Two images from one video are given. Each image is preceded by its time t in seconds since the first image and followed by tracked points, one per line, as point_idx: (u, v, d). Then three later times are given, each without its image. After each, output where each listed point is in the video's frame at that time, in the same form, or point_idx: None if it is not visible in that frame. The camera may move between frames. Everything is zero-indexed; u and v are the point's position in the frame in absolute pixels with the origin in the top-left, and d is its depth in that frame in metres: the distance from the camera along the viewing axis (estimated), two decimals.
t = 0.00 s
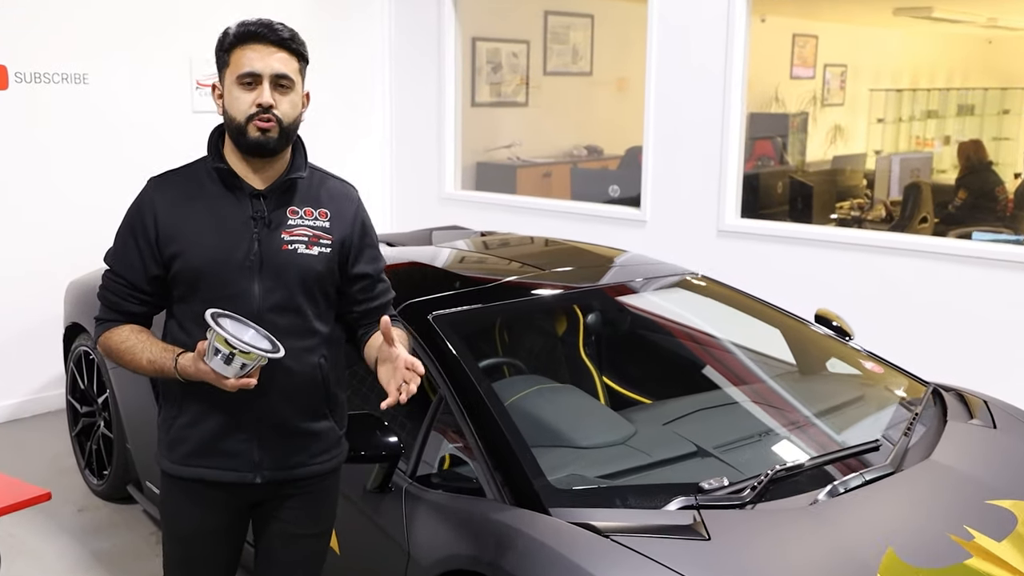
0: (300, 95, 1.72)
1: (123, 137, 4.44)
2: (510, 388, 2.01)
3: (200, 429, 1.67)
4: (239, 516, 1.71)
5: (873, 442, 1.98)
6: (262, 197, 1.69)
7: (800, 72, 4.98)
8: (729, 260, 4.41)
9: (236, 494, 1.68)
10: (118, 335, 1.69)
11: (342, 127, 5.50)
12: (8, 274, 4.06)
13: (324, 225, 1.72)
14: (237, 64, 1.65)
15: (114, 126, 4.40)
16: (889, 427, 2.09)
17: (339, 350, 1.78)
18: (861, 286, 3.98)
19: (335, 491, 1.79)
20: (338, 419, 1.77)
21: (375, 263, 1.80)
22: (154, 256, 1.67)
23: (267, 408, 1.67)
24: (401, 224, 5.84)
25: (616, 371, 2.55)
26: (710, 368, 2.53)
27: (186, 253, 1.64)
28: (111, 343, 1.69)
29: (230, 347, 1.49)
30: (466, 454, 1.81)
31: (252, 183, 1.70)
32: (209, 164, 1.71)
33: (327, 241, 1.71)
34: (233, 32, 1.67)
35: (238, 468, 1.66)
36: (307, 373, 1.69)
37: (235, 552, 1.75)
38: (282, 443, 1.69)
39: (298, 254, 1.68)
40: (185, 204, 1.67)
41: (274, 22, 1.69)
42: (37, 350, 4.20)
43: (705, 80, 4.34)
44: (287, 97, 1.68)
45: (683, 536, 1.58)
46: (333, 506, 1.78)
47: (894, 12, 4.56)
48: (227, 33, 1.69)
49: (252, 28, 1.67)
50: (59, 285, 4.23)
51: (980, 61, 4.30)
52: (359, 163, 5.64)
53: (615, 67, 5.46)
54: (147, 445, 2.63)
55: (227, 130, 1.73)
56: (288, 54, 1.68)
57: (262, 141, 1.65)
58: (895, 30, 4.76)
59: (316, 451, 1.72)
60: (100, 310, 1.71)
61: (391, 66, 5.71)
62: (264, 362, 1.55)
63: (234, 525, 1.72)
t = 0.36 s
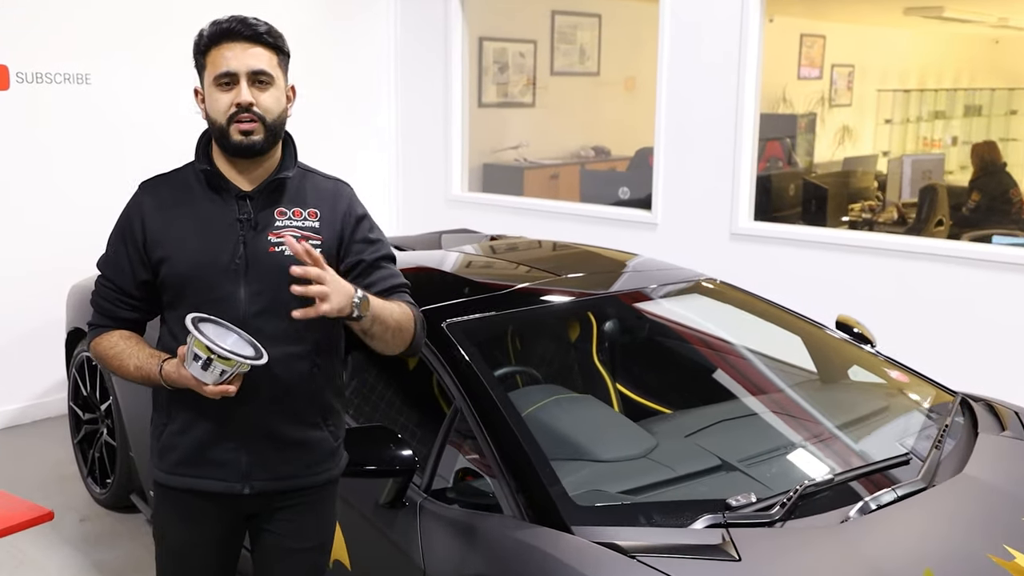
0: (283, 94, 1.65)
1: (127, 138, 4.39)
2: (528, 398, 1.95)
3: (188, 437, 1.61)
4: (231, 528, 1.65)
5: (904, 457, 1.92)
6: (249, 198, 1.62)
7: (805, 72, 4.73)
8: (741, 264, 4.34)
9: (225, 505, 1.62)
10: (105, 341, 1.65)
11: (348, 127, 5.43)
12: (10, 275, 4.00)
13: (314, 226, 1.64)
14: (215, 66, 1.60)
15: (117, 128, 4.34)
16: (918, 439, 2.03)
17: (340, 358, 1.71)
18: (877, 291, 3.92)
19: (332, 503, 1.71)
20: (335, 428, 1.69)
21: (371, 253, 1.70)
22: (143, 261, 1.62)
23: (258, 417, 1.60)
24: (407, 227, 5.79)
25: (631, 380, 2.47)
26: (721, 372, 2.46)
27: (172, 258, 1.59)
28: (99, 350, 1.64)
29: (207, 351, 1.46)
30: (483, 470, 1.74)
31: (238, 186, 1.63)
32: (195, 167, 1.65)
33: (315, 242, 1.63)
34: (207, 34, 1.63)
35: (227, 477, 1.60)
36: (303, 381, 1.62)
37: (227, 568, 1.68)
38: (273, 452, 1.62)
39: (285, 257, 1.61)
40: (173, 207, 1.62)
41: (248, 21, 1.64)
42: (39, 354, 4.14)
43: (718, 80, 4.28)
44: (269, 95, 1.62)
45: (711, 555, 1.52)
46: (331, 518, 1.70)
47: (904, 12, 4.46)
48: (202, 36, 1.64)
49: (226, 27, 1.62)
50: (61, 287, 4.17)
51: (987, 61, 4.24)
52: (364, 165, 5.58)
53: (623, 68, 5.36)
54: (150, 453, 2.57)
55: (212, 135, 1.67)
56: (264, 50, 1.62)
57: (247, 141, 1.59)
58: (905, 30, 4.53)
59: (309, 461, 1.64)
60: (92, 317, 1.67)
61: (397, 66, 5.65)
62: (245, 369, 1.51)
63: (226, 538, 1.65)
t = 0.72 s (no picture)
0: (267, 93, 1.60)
1: (140, 140, 4.36)
2: (554, 405, 1.91)
3: (176, 440, 1.58)
4: (223, 533, 1.61)
5: (940, 468, 1.87)
6: (230, 198, 1.59)
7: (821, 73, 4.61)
8: (761, 267, 4.30)
9: (214, 508, 1.58)
10: (96, 343, 1.61)
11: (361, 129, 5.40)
12: (23, 278, 3.97)
13: (294, 222, 1.59)
14: (196, 67, 1.56)
15: (131, 130, 4.31)
16: (952, 449, 1.98)
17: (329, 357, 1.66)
18: (901, 295, 3.87)
19: (325, 508, 1.65)
20: (325, 429, 1.64)
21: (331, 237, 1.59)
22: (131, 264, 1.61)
23: (246, 418, 1.56)
24: (422, 229, 5.76)
25: (654, 387, 2.43)
26: (739, 376, 2.41)
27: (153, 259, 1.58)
28: (91, 350, 1.61)
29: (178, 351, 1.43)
30: (509, 482, 1.70)
31: (220, 185, 1.60)
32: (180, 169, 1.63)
33: (296, 238, 1.59)
34: (187, 34, 1.59)
35: (215, 480, 1.56)
36: (281, 377, 1.57)
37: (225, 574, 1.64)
38: (261, 454, 1.57)
39: (264, 255, 1.57)
40: (159, 209, 1.60)
41: (229, 19, 1.59)
42: (53, 357, 4.12)
43: (737, 82, 4.23)
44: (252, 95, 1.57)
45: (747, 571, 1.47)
46: (325, 523, 1.64)
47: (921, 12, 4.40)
48: (183, 36, 1.60)
49: (207, 26, 1.57)
50: (74, 290, 4.14)
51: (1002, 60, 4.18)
52: (379, 167, 5.55)
53: (636, 69, 5.49)
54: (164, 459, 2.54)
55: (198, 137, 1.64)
56: (246, 49, 1.58)
57: (230, 144, 1.55)
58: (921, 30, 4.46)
59: (298, 463, 1.59)
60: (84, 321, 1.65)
61: (411, 66, 5.62)
62: (221, 371, 1.46)
63: (219, 543, 1.60)
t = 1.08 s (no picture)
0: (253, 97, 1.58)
1: (162, 140, 4.35)
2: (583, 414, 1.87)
3: (162, 447, 1.58)
4: (217, 538, 1.61)
5: (982, 482, 1.80)
6: (216, 202, 1.57)
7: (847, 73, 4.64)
8: (788, 270, 4.23)
9: (203, 514, 1.58)
10: (76, 345, 1.59)
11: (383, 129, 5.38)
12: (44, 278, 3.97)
13: (281, 225, 1.57)
14: (181, 70, 1.53)
15: (152, 130, 4.30)
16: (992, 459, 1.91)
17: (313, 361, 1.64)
18: (932, 299, 3.79)
19: (316, 512, 1.63)
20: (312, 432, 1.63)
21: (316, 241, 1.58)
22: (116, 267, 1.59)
23: (229, 423, 1.55)
24: (443, 230, 5.72)
25: (678, 392, 2.40)
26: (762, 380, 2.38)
27: (141, 265, 1.57)
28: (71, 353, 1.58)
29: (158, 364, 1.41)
30: (538, 493, 1.65)
31: (204, 189, 1.58)
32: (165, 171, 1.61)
33: (283, 241, 1.57)
34: (173, 37, 1.55)
35: (201, 485, 1.55)
36: (266, 380, 1.56)
37: None
38: (247, 458, 1.56)
39: (251, 258, 1.55)
40: (144, 213, 1.58)
41: (214, 22, 1.55)
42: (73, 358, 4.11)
43: (765, 81, 4.17)
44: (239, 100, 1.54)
45: None
46: (315, 528, 1.63)
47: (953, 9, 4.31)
48: (168, 38, 1.56)
49: (193, 29, 1.54)
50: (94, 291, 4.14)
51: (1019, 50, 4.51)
52: (400, 168, 5.53)
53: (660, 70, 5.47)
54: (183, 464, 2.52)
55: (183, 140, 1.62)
56: (233, 53, 1.54)
57: (216, 150, 1.53)
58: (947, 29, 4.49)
59: (283, 466, 1.58)
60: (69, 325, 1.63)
61: (432, 64, 5.58)
62: (201, 382, 1.45)
63: (213, 547, 1.60)
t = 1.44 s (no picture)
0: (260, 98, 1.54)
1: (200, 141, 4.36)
2: (626, 428, 1.80)
3: (174, 458, 1.53)
4: (234, 549, 1.58)
5: None
6: (222, 204, 1.53)
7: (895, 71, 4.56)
8: (835, 275, 4.12)
9: (220, 525, 1.54)
10: (76, 359, 1.55)
11: (422, 131, 5.36)
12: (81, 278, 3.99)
13: (293, 227, 1.55)
14: (191, 67, 1.48)
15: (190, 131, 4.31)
16: None
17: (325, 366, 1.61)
18: (988, 306, 3.65)
19: (328, 517, 1.62)
20: (326, 437, 1.61)
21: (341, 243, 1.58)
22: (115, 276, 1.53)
23: (243, 432, 1.52)
24: (482, 232, 5.67)
25: (723, 402, 2.32)
26: (808, 389, 2.26)
27: (143, 271, 1.51)
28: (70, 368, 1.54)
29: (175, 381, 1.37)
30: (577, 509, 1.59)
31: (210, 191, 1.53)
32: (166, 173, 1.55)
33: (296, 244, 1.54)
34: (184, 33, 1.49)
35: (218, 496, 1.52)
36: (285, 388, 1.53)
37: None
38: (263, 465, 1.53)
39: (265, 261, 1.52)
40: (145, 217, 1.52)
41: (227, 20, 1.51)
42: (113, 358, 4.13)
43: (811, 80, 4.06)
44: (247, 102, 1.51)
45: None
46: (331, 534, 1.62)
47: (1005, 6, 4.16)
48: (179, 32, 1.51)
49: (207, 26, 1.49)
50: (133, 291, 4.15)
51: None
52: (439, 169, 5.50)
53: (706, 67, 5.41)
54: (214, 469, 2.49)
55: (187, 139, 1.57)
56: (244, 53, 1.50)
57: (221, 152, 1.49)
58: (999, 26, 4.25)
59: (301, 474, 1.56)
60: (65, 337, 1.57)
61: (472, 62, 5.54)
62: (218, 397, 1.41)
63: (229, 559, 1.58)
